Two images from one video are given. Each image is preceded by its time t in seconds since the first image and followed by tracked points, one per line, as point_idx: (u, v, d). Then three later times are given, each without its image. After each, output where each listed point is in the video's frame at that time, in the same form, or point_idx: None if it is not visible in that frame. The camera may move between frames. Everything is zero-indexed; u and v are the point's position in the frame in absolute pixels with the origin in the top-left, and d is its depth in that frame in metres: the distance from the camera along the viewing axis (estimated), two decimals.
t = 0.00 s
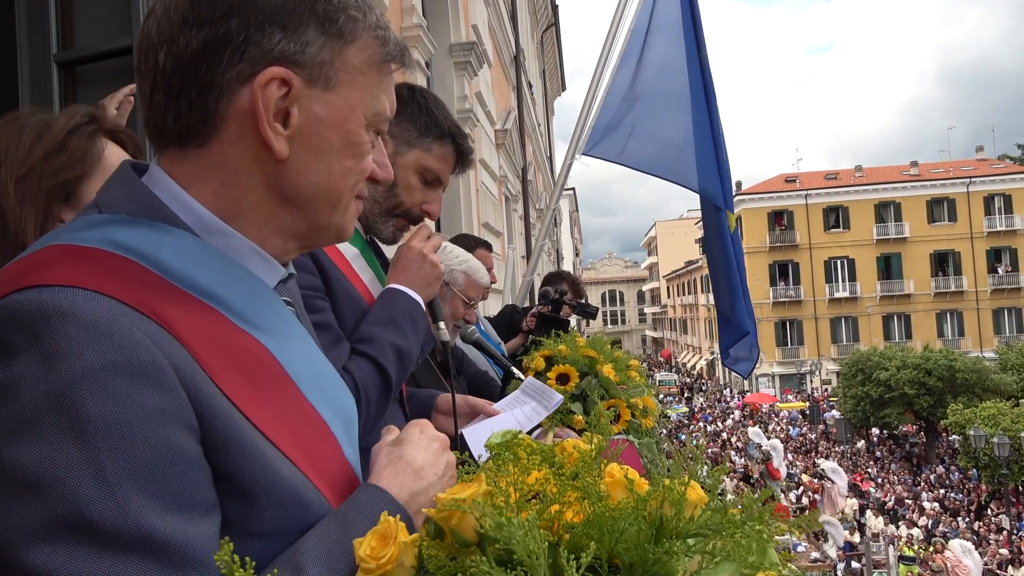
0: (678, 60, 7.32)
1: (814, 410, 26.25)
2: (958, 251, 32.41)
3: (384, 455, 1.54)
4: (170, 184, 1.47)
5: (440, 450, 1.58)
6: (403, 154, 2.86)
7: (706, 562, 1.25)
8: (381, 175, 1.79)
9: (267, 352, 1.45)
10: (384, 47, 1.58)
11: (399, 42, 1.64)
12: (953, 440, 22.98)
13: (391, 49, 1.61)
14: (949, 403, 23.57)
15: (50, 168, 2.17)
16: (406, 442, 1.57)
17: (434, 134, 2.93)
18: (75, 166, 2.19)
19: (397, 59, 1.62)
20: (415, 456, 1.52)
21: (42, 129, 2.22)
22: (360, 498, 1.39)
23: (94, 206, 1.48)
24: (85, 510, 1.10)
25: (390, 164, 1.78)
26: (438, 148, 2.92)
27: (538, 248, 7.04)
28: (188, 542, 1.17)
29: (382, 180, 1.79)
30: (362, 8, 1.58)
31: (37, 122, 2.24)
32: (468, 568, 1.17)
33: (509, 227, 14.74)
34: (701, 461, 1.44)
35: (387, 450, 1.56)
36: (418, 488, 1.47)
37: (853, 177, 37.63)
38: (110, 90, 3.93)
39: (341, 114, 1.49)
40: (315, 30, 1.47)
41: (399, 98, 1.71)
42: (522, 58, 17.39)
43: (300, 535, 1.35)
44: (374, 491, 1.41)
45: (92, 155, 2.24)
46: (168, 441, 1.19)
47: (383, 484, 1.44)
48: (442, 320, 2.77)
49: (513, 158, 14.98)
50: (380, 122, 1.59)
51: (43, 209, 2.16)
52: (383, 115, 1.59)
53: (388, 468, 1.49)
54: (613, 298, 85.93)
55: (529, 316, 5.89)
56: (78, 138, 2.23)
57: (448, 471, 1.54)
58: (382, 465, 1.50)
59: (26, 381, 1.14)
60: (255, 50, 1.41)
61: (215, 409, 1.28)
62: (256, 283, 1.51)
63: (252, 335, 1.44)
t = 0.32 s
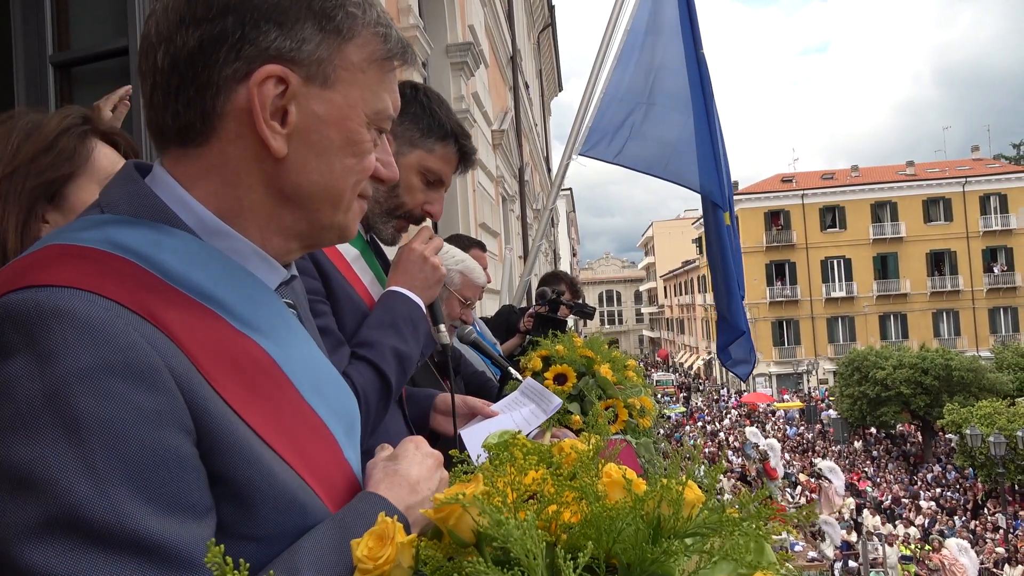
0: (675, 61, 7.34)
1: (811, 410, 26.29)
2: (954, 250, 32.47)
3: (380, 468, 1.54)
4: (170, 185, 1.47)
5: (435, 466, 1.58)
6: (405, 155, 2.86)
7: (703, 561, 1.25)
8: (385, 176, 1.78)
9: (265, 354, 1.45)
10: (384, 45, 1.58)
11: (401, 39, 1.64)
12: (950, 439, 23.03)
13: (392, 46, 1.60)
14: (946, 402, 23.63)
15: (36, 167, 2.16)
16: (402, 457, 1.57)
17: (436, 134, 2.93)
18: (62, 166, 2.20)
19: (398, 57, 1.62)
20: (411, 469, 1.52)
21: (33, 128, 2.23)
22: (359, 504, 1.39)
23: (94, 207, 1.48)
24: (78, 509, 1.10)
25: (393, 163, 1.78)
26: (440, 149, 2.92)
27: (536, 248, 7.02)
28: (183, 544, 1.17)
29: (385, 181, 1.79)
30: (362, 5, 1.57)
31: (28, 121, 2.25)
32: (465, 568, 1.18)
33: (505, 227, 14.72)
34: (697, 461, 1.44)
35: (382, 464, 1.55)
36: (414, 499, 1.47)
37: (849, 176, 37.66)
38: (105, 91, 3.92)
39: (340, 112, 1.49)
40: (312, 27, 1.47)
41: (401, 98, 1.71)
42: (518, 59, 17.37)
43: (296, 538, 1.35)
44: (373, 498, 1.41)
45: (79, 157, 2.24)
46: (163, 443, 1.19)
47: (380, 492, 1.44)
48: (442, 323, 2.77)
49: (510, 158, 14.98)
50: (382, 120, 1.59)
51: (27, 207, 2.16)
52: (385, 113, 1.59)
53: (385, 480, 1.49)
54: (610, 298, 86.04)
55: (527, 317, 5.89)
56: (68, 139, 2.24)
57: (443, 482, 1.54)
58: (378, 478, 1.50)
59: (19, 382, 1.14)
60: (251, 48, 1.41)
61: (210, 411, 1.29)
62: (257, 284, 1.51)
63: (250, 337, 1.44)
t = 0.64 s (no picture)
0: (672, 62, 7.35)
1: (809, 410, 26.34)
2: (951, 251, 32.48)
3: (380, 466, 1.54)
4: (168, 183, 1.47)
5: (434, 465, 1.57)
6: (398, 152, 2.86)
7: (701, 560, 1.26)
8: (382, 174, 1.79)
9: (265, 354, 1.44)
10: (386, 45, 1.58)
11: (401, 39, 1.64)
12: (946, 439, 23.07)
13: (393, 45, 1.60)
14: (943, 402, 23.68)
15: (28, 166, 2.17)
16: (401, 456, 1.57)
17: (428, 131, 2.92)
18: (55, 165, 2.19)
19: (399, 57, 1.62)
20: (410, 468, 1.52)
21: (28, 127, 2.23)
22: (359, 504, 1.39)
23: (92, 205, 1.47)
24: (77, 515, 1.10)
25: (392, 162, 1.78)
26: (432, 145, 2.92)
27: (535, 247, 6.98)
28: (183, 546, 1.16)
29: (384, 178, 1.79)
30: (364, 5, 1.57)
31: (24, 120, 2.25)
32: (462, 568, 1.18)
33: (503, 227, 14.69)
34: (695, 460, 1.44)
35: (382, 462, 1.55)
36: (414, 498, 1.47)
37: (847, 177, 37.66)
38: (101, 90, 3.92)
39: (342, 112, 1.49)
40: (314, 27, 1.46)
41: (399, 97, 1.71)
42: (517, 58, 17.35)
43: (297, 538, 1.35)
44: (372, 497, 1.41)
45: (74, 157, 2.23)
46: (166, 445, 1.19)
47: (380, 492, 1.44)
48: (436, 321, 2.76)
49: (508, 159, 14.99)
50: (382, 121, 1.59)
51: (19, 206, 2.17)
52: (385, 114, 1.59)
53: (384, 478, 1.48)
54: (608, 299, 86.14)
55: (524, 317, 5.89)
56: (62, 136, 2.23)
57: (442, 481, 1.54)
58: (378, 477, 1.50)
59: (20, 386, 1.15)
60: (253, 46, 1.40)
61: (211, 413, 1.28)
62: (257, 285, 1.51)
63: (250, 337, 1.44)
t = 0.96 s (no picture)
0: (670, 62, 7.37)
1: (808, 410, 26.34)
2: (950, 251, 32.50)
3: (375, 466, 1.54)
4: (162, 185, 1.46)
5: (429, 462, 1.57)
6: (386, 150, 2.86)
7: (698, 560, 1.26)
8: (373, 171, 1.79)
9: (257, 353, 1.44)
10: (381, 44, 1.58)
11: (395, 39, 1.64)
12: (945, 439, 23.07)
13: (385, 44, 1.60)
14: (941, 402, 23.70)
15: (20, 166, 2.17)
16: (396, 454, 1.56)
17: (414, 128, 2.91)
18: (47, 166, 2.19)
19: (392, 57, 1.62)
20: (405, 467, 1.52)
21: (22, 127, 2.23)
22: (354, 504, 1.39)
23: (82, 206, 1.47)
24: (71, 519, 1.10)
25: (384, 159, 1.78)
26: (419, 143, 2.91)
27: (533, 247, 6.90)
28: (177, 547, 1.17)
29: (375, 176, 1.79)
30: (359, 6, 1.57)
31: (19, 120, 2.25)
32: (459, 568, 1.18)
33: (502, 226, 14.70)
34: (692, 459, 1.44)
35: (377, 461, 1.55)
36: (409, 498, 1.46)
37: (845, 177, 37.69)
38: (99, 90, 3.92)
39: (339, 114, 1.49)
40: (313, 29, 1.46)
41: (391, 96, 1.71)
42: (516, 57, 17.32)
43: (292, 539, 1.35)
44: (367, 497, 1.41)
45: (66, 160, 2.23)
46: (158, 448, 1.19)
47: (375, 491, 1.44)
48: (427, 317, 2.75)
49: (507, 159, 15.00)
50: (377, 121, 1.59)
51: (8, 206, 2.17)
52: (379, 113, 1.59)
53: (379, 478, 1.48)
54: (608, 299, 86.11)
55: (522, 317, 5.88)
56: (52, 138, 2.22)
57: (437, 480, 1.54)
58: (373, 476, 1.50)
59: (12, 391, 1.15)
60: (254, 50, 1.40)
61: (204, 414, 1.28)
62: (250, 286, 1.51)
63: (242, 337, 1.43)
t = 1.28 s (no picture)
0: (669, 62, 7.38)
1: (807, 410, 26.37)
2: (947, 251, 32.56)
3: (369, 464, 1.53)
4: (156, 188, 1.45)
5: (424, 459, 1.57)
6: (376, 150, 2.86)
7: (697, 559, 1.26)
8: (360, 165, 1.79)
9: (250, 354, 1.44)
10: (373, 44, 1.59)
11: (385, 39, 1.65)
12: (943, 438, 23.10)
13: (376, 43, 1.61)
14: (939, 402, 23.73)
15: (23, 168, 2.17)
16: (391, 450, 1.56)
17: (404, 129, 2.92)
18: (49, 168, 2.19)
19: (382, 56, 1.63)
20: (401, 464, 1.52)
21: (25, 127, 2.22)
22: (351, 503, 1.39)
23: (71, 209, 1.47)
24: (70, 523, 1.11)
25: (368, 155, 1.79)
26: (409, 142, 2.91)
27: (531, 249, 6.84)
28: (176, 551, 1.17)
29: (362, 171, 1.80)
30: (352, 6, 1.57)
31: (21, 119, 2.24)
32: (458, 567, 1.18)
33: (500, 228, 14.70)
34: (691, 461, 1.44)
35: (371, 458, 1.55)
36: (405, 495, 1.47)
37: (843, 178, 37.74)
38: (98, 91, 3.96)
39: (339, 115, 1.50)
40: (315, 35, 1.46)
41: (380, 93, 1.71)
42: (513, 58, 17.35)
43: (289, 539, 1.35)
44: (363, 495, 1.42)
45: (70, 162, 2.23)
46: (156, 452, 1.19)
47: (372, 490, 1.44)
48: (418, 316, 2.76)
49: (504, 159, 15.03)
50: (370, 121, 1.61)
51: (9, 206, 2.18)
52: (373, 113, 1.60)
53: (375, 475, 1.48)
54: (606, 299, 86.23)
55: (520, 317, 5.89)
56: (56, 139, 2.23)
57: (432, 479, 1.54)
58: (369, 474, 1.50)
59: (8, 398, 1.15)
60: (262, 57, 1.39)
61: (199, 418, 1.28)
62: (242, 286, 1.50)
63: (235, 337, 1.43)
